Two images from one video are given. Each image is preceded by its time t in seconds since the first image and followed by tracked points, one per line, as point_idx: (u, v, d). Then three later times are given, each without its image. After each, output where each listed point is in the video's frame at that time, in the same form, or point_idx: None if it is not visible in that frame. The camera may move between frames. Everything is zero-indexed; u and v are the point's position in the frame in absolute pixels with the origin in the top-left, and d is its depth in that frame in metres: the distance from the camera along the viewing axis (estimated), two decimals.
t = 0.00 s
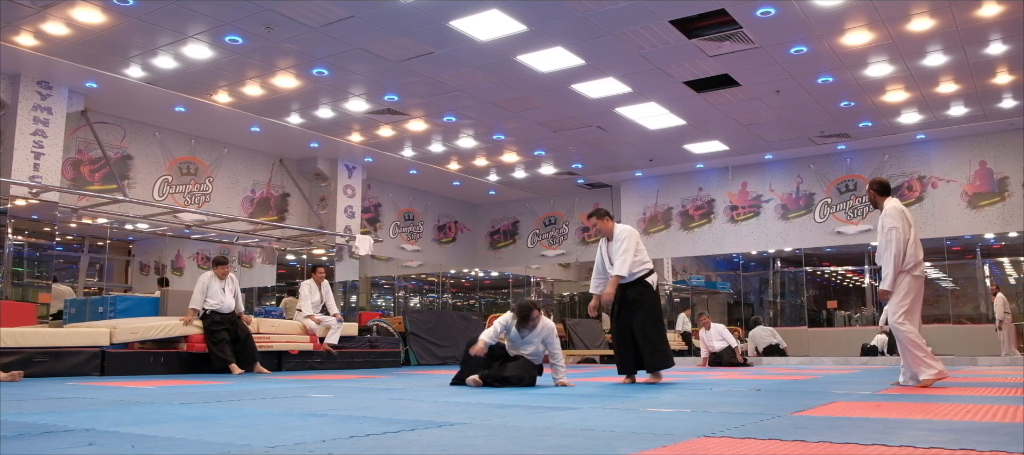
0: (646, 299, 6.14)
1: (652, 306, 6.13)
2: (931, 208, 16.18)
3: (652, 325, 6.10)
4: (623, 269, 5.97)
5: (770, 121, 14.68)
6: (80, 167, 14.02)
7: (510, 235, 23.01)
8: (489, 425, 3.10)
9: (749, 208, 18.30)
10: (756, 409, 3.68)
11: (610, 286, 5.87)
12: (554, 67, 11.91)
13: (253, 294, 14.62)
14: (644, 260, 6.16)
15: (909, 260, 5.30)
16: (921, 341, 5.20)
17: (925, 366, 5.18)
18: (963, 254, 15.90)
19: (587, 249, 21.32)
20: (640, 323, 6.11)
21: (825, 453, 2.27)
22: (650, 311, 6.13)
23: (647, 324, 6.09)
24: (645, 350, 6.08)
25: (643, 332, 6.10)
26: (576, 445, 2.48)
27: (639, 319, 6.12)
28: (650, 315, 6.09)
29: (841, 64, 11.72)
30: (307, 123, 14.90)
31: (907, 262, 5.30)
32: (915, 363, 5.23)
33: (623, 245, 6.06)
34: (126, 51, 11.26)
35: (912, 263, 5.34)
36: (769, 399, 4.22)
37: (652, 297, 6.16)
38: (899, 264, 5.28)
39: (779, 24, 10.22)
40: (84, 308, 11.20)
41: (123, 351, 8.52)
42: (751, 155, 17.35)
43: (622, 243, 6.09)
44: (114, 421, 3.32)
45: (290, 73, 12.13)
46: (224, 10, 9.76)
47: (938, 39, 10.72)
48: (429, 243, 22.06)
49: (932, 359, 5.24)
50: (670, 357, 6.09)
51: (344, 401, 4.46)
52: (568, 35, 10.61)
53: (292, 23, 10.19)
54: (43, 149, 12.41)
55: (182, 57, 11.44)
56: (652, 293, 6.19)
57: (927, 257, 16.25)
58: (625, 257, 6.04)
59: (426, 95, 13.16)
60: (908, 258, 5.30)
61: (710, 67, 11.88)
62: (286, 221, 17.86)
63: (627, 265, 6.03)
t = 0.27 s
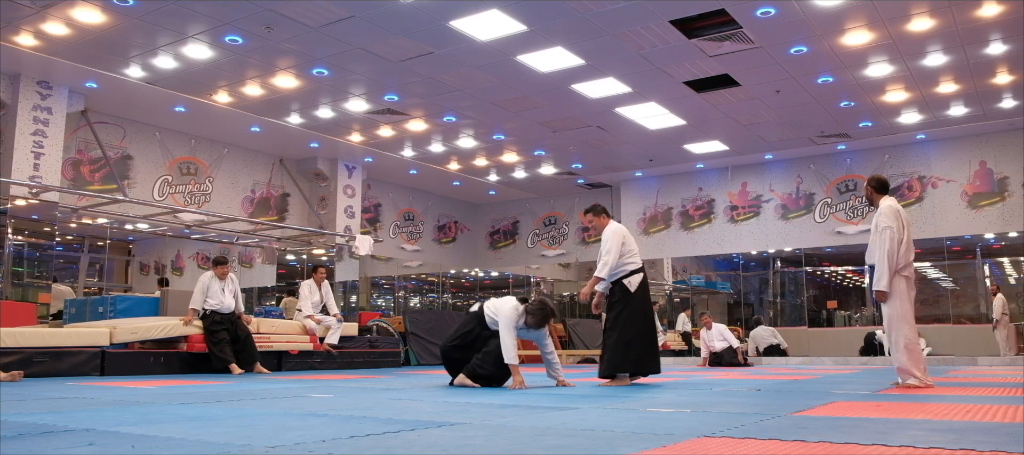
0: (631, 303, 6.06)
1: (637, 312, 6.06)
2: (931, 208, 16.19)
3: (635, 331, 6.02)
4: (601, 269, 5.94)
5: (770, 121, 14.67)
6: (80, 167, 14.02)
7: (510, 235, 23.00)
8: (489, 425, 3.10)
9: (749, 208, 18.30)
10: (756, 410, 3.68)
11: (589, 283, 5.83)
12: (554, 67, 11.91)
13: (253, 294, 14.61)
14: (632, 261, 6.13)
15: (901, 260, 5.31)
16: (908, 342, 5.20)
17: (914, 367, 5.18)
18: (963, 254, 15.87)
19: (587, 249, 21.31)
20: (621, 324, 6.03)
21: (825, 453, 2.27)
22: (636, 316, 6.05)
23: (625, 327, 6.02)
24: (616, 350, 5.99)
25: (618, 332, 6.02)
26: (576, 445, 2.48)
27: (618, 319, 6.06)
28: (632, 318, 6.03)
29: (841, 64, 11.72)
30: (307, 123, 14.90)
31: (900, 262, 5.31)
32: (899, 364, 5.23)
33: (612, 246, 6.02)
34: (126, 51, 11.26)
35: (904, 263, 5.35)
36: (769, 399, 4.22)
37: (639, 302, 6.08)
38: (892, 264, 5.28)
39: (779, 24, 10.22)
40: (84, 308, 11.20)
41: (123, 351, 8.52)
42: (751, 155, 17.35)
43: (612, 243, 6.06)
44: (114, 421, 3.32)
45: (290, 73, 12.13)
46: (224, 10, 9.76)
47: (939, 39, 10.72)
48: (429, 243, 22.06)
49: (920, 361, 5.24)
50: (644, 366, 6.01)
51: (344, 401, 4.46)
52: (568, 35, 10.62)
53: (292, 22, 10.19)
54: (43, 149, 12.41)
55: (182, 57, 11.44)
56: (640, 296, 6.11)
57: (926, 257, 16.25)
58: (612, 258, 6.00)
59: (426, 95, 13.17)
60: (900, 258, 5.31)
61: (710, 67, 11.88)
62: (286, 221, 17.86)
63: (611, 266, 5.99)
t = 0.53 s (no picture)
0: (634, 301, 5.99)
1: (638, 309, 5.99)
2: (931, 208, 16.18)
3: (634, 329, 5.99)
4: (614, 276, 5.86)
5: (770, 121, 14.67)
6: (80, 167, 14.02)
7: (510, 235, 23.00)
8: (489, 425, 3.10)
9: (749, 208, 18.30)
10: (756, 410, 3.67)
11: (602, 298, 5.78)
12: (554, 67, 11.91)
13: (253, 294, 14.62)
14: (635, 260, 6.08)
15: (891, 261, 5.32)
16: (906, 342, 5.19)
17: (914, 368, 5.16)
18: (963, 254, 15.88)
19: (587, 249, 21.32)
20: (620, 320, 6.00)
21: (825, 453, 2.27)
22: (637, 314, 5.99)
23: (624, 323, 5.98)
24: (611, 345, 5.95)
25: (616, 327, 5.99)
26: (576, 445, 2.48)
27: (618, 314, 6.04)
28: (633, 315, 5.97)
29: (841, 63, 11.71)
30: (307, 123, 14.90)
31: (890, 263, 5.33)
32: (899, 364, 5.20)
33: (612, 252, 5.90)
34: (126, 51, 11.26)
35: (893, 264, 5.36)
36: (769, 399, 4.22)
37: (643, 300, 6.01)
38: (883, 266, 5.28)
39: (779, 24, 10.22)
40: (84, 308, 11.20)
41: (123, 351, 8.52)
42: (751, 155, 17.35)
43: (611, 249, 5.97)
44: (114, 421, 3.32)
45: (290, 73, 12.13)
46: (224, 10, 9.76)
47: (939, 39, 10.72)
48: (429, 243, 22.06)
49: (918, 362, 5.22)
50: (640, 362, 6.00)
51: (344, 401, 4.46)
52: (568, 35, 10.61)
53: (292, 22, 10.18)
54: (43, 149, 12.41)
55: (182, 57, 11.44)
56: (642, 295, 6.03)
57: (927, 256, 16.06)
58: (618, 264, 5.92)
59: (426, 95, 13.17)
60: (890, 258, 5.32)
61: (710, 67, 11.87)
62: (285, 221, 17.86)
63: (619, 272, 5.96)
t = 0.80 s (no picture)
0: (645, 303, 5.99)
1: (649, 311, 6.02)
2: (931, 208, 16.17)
3: (645, 328, 6.01)
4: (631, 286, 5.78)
5: (770, 121, 14.67)
6: (80, 167, 14.02)
7: (510, 235, 23.00)
8: (490, 426, 3.10)
9: (749, 208, 18.30)
10: (756, 410, 3.68)
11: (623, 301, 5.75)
12: (554, 67, 11.91)
13: (253, 294, 14.63)
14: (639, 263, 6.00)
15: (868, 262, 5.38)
16: (900, 341, 5.24)
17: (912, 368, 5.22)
18: (963, 254, 15.92)
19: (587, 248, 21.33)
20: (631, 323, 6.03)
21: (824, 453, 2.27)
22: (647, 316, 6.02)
23: (638, 326, 6.00)
24: (625, 350, 5.98)
25: (628, 331, 6.01)
26: (576, 445, 2.48)
27: (629, 315, 6.02)
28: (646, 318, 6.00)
29: (841, 64, 11.72)
30: (307, 123, 14.90)
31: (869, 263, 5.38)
32: (899, 364, 5.25)
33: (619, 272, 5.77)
34: (126, 51, 11.26)
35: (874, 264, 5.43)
36: (768, 399, 4.23)
37: (654, 303, 6.02)
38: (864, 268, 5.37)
39: (779, 24, 10.22)
40: (84, 308, 11.20)
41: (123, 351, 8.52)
42: (751, 155, 17.35)
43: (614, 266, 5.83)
44: (115, 421, 3.32)
45: (290, 73, 12.13)
46: (224, 10, 9.76)
47: (939, 39, 10.72)
48: (429, 243, 22.07)
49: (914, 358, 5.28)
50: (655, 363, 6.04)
51: (344, 401, 4.46)
52: (568, 35, 10.62)
53: (292, 22, 10.19)
54: (43, 149, 12.41)
55: (182, 57, 11.44)
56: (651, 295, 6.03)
57: (927, 257, 16.22)
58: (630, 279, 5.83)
59: (426, 95, 13.17)
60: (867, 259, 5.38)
61: (710, 67, 11.88)
62: (286, 221, 17.86)
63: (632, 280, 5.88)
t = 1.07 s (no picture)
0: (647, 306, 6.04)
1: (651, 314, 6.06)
2: (931, 209, 16.15)
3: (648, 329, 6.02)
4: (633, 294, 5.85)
5: (770, 121, 14.68)
6: (80, 167, 14.03)
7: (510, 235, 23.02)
8: (490, 425, 3.10)
9: (749, 208, 18.29)
10: (756, 410, 3.68)
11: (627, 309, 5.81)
12: (554, 67, 11.91)
13: (253, 294, 14.59)
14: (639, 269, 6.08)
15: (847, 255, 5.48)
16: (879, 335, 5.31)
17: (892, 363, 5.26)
18: (963, 255, 15.98)
19: (587, 248, 21.34)
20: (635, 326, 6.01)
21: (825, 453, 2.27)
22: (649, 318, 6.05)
23: (641, 327, 6.01)
24: (630, 351, 5.96)
25: (632, 333, 6.00)
26: (576, 445, 2.48)
27: (632, 317, 6.03)
28: (649, 318, 6.03)
29: (841, 63, 11.71)
30: (307, 123, 14.90)
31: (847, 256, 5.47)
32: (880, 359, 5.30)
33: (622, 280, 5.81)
34: (126, 51, 11.27)
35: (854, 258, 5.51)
36: (768, 399, 4.23)
37: (655, 303, 6.10)
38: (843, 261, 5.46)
39: (779, 24, 10.22)
40: (84, 308, 11.20)
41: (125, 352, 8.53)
42: (750, 155, 17.36)
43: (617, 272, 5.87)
44: (115, 421, 3.32)
45: (290, 73, 12.14)
46: (224, 10, 9.76)
47: (939, 39, 10.72)
48: (429, 243, 22.08)
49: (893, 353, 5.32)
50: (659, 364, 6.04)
51: (344, 401, 4.46)
52: (568, 35, 10.62)
53: (292, 22, 10.19)
54: (43, 149, 12.42)
55: (182, 57, 11.44)
56: (652, 295, 6.12)
57: (927, 257, 16.29)
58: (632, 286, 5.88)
59: (426, 95, 13.17)
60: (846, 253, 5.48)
61: (710, 67, 11.88)
62: (286, 221, 17.87)
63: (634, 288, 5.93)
